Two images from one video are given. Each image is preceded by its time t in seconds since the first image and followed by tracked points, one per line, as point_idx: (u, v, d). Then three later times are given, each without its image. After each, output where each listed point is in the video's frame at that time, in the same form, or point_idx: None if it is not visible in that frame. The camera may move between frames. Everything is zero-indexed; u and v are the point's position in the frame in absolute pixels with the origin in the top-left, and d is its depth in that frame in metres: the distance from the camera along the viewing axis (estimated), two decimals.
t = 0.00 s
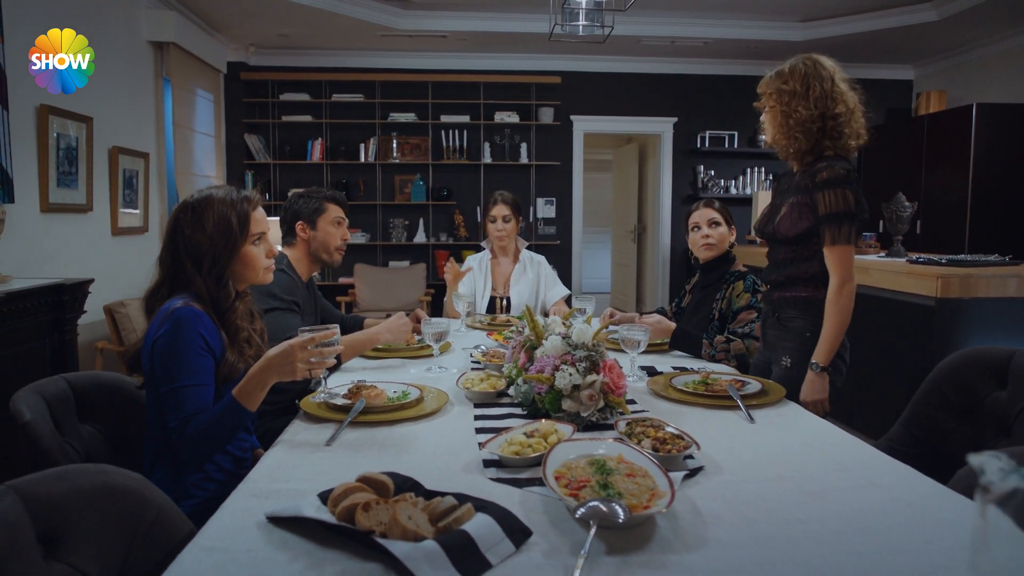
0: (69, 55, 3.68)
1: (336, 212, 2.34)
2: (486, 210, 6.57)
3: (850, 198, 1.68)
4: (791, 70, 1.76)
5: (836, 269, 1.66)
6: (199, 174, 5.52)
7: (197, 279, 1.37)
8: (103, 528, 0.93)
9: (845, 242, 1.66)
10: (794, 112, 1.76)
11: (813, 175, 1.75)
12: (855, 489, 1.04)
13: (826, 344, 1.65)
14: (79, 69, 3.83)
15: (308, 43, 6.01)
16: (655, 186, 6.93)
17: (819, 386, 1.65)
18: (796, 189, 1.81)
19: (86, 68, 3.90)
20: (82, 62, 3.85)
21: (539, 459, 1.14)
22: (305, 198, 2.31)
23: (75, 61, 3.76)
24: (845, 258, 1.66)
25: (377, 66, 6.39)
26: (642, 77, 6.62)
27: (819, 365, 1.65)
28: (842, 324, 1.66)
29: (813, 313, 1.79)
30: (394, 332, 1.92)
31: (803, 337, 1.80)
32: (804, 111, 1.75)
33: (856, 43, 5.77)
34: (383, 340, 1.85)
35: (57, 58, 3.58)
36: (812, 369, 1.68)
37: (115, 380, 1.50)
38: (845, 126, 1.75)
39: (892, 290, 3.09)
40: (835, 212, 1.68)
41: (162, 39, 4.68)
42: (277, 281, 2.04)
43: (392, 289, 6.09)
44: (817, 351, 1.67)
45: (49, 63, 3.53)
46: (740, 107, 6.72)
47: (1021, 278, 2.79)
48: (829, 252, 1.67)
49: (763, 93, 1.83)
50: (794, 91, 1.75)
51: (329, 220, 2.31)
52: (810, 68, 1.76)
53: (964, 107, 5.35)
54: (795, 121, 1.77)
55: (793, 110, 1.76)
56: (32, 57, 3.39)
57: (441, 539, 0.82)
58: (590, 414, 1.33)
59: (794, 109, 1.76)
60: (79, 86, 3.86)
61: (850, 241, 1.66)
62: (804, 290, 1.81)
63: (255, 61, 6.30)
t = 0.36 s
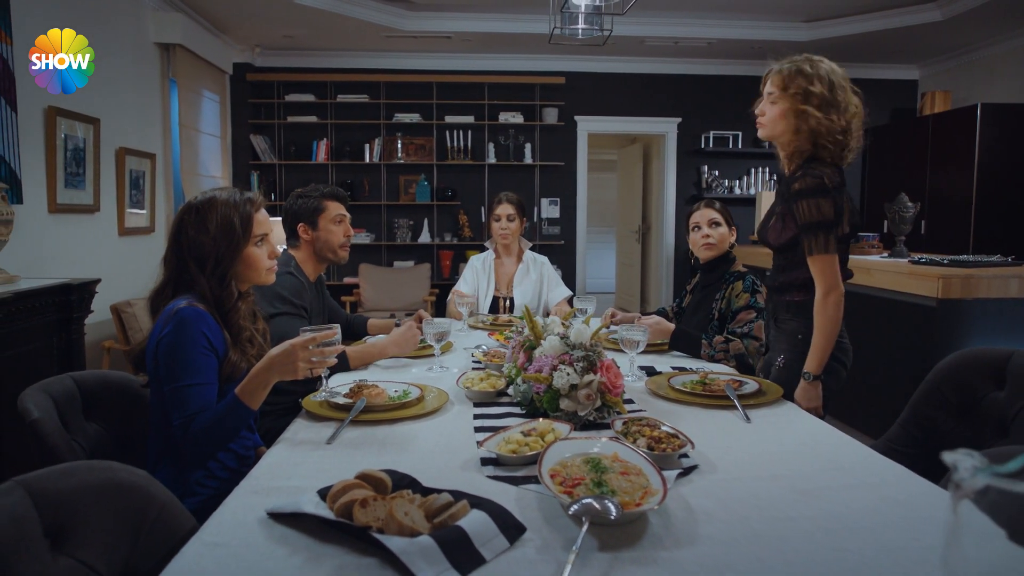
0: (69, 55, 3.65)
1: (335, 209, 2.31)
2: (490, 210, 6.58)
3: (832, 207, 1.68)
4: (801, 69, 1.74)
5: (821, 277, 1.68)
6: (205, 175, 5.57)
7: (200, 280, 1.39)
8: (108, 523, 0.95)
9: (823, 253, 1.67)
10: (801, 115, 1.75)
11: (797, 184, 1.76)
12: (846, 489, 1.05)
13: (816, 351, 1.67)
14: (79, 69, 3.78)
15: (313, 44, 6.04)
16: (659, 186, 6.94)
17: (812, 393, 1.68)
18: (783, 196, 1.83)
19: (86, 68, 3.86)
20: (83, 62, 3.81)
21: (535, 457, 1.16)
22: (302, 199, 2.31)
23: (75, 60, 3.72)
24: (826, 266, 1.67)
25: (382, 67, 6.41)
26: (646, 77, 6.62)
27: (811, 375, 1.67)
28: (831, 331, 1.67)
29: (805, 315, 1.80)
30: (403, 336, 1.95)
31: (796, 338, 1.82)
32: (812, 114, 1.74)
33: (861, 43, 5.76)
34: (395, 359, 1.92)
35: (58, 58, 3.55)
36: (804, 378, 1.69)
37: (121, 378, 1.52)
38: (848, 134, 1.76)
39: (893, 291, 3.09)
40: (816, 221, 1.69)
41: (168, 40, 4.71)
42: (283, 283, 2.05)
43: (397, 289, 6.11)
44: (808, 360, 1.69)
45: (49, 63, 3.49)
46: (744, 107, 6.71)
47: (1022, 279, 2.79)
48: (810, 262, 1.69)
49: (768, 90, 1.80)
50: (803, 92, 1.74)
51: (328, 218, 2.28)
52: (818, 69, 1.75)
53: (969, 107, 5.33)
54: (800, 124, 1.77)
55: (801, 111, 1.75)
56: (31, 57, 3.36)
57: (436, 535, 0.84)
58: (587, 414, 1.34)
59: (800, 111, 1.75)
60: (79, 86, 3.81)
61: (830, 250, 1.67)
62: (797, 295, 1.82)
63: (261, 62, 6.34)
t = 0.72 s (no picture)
0: (69, 55, 3.62)
1: (327, 206, 2.21)
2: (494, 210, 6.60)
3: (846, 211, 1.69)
4: (811, 72, 1.75)
5: (835, 282, 1.68)
6: (210, 175, 5.60)
7: (204, 281, 1.42)
8: (112, 517, 0.97)
9: (838, 257, 1.67)
10: (810, 117, 1.75)
11: (808, 188, 1.76)
12: (838, 486, 1.07)
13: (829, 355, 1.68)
14: (79, 69, 3.75)
15: (317, 45, 6.08)
16: (663, 186, 6.94)
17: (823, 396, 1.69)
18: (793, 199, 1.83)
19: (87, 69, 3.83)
20: (82, 62, 3.78)
21: (532, 455, 1.18)
22: (293, 200, 2.22)
23: (75, 61, 3.70)
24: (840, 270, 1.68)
25: (386, 68, 6.44)
26: (649, 78, 6.63)
27: (823, 378, 1.69)
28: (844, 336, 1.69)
29: (814, 317, 1.82)
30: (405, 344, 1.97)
31: (806, 339, 1.84)
32: (821, 117, 1.74)
33: (865, 43, 5.75)
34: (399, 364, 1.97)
35: (58, 58, 3.52)
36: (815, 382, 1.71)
37: (126, 377, 1.55)
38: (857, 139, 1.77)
39: (894, 291, 3.09)
40: (830, 225, 1.70)
41: (174, 41, 4.74)
42: (281, 281, 2.07)
43: (401, 289, 6.13)
44: (820, 363, 1.70)
45: (49, 63, 3.46)
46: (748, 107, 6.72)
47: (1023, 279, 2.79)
48: (825, 266, 1.69)
49: (777, 92, 1.80)
50: (813, 94, 1.75)
51: (321, 217, 2.19)
52: (827, 73, 1.77)
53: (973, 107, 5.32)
54: (808, 127, 1.77)
55: (809, 115, 1.75)
56: (31, 57, 3.33)
57: (431, 530, 0.86)
58: (584, 413, 1.36)
59: (810, 113, 1.75)
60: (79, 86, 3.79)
61: (843, 254, 1.68)
62: (806, 297, 1.83)
63: (265, 63, 6.38)
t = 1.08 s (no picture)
0: (69, 55, 3.60)
1: (320, 207, 2.22)
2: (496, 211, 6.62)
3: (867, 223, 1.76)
4: (848, 92, 1.78)
5: (882, 267, 1.79)
6: (214, 176, 5.63)
7: (205, 281, 1.44)
8: (114, 513, 0.99)
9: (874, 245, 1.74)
10: (838, 136, 1.80)
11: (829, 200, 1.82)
12: (828, 484, 1.09)
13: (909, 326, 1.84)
14: (79, 69, 3.73)
15: (321, 46, 6.10)
16: (665, 187, 6.95)
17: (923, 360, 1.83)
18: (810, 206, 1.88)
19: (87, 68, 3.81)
20: (82, 62, 3.76)
21: (527, 453, 1.19)
22: (285, 204, 2.23)
23: (75, 60, 3.67)
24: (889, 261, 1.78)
25: (389, 69, 6.47)
26: (652, 78, 6.64)
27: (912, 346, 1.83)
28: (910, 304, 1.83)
29: (814, 317, 1.87)
30: (407, 349, 2.00)
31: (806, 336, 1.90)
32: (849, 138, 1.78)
33: (868, 43, 5.75)
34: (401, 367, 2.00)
35: (57, 58, 3.50)
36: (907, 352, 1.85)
37: (131, 376, 1.57)
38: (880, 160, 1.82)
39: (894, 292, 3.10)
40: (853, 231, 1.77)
41: (178, 43, 4.77)
42: (281, 279, 2.10)
43: (404, 288, 6.16)
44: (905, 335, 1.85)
45: (49, 63, 3.44)
46: (751, 108, 6.72)
47: (1022, 279, 2.78)
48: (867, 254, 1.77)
49: (812, 107, 1.83)
50: (845, 115, 1.78)
51: (315, 219, 2.21)
52: (860, 93, 1.79)
53: (975, 108, 5.32)
54: (836, 144, 1.81)
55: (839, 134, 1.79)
56: (32, 57, 3.31)
57: (426, 525, 0.88)
58: (580, 412, 1.38)
59: (839, 131, 1.79)
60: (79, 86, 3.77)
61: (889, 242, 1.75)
62: (809, 296, 1.89)
63: (269, 64, 6.41)
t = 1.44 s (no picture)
0: (69, 55, 3.59)
1: (328, 208, 2.24)
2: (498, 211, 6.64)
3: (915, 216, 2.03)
4: (890, 104, 2.06)
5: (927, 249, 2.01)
6: (217, 176, 5.67)
7: (207, 281, 1.46)
8: (117, 509, 1.01)
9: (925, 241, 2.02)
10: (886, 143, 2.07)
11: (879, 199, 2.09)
12: (818, 481, 1.10)
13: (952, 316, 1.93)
14: (80, 69, 3.72)
15: (323, 47, 6.13)
16: (666, 187, 6.96)
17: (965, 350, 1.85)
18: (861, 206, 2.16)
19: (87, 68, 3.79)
20: (82, 62, 3.74)
21: (522, 451, 1.21)
22: (293, 205, 2.23)
23: (75, 60, 3.66)
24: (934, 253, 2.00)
25: (391, 70, 6.49)
26: (653, 78, 6.65)
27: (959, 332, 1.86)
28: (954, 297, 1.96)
29: (860, 306, 2.18)
30: (408, 348, 2.03)
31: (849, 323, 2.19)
32: (897, 142, 2.05)
33: (869, 44, 5.76)
34: (401, 366, 2.03)
35: (58, 58, 3.48)
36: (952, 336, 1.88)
37: (134, 374, 1.60)
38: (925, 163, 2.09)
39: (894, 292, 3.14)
40: (904, 223, 2.04)
41: (181, 44, 4.80)
42: (286, 278, 2.12)
43: (406, 288, 6.18)
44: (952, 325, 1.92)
45: (49, 63, 3.43)
46: (753, 108, 6.72)
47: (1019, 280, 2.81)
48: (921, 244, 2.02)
49: (857, 119, 2.11)
50: (890, 124, 2.06)
51: (323, 220, 2.22)
52: (902, 105, 2.08)
53: (976, 108, 5.33)
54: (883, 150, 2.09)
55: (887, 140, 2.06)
56: (32, 57, 3.29)
57: (421, 520, 0.90)
58: (575, 410, 1.40)
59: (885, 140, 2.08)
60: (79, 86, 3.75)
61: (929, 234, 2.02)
62: (856, 287, 2.19)
63: (272, 64, 6.43)
